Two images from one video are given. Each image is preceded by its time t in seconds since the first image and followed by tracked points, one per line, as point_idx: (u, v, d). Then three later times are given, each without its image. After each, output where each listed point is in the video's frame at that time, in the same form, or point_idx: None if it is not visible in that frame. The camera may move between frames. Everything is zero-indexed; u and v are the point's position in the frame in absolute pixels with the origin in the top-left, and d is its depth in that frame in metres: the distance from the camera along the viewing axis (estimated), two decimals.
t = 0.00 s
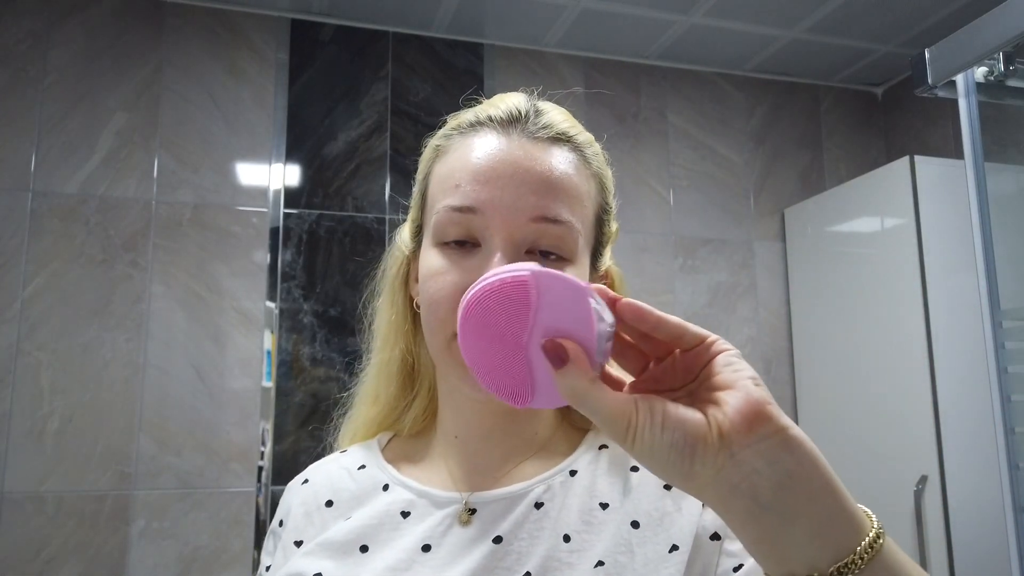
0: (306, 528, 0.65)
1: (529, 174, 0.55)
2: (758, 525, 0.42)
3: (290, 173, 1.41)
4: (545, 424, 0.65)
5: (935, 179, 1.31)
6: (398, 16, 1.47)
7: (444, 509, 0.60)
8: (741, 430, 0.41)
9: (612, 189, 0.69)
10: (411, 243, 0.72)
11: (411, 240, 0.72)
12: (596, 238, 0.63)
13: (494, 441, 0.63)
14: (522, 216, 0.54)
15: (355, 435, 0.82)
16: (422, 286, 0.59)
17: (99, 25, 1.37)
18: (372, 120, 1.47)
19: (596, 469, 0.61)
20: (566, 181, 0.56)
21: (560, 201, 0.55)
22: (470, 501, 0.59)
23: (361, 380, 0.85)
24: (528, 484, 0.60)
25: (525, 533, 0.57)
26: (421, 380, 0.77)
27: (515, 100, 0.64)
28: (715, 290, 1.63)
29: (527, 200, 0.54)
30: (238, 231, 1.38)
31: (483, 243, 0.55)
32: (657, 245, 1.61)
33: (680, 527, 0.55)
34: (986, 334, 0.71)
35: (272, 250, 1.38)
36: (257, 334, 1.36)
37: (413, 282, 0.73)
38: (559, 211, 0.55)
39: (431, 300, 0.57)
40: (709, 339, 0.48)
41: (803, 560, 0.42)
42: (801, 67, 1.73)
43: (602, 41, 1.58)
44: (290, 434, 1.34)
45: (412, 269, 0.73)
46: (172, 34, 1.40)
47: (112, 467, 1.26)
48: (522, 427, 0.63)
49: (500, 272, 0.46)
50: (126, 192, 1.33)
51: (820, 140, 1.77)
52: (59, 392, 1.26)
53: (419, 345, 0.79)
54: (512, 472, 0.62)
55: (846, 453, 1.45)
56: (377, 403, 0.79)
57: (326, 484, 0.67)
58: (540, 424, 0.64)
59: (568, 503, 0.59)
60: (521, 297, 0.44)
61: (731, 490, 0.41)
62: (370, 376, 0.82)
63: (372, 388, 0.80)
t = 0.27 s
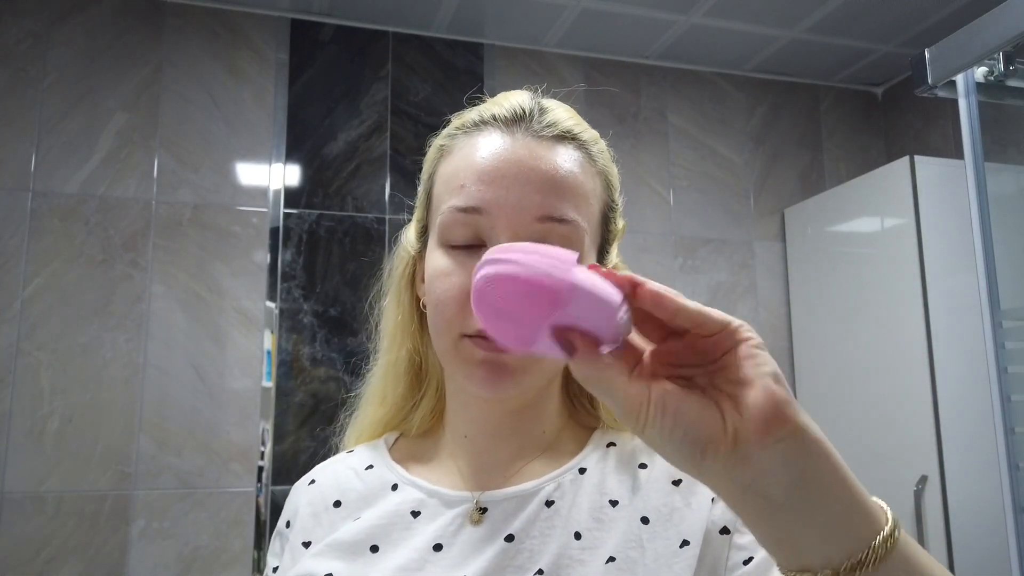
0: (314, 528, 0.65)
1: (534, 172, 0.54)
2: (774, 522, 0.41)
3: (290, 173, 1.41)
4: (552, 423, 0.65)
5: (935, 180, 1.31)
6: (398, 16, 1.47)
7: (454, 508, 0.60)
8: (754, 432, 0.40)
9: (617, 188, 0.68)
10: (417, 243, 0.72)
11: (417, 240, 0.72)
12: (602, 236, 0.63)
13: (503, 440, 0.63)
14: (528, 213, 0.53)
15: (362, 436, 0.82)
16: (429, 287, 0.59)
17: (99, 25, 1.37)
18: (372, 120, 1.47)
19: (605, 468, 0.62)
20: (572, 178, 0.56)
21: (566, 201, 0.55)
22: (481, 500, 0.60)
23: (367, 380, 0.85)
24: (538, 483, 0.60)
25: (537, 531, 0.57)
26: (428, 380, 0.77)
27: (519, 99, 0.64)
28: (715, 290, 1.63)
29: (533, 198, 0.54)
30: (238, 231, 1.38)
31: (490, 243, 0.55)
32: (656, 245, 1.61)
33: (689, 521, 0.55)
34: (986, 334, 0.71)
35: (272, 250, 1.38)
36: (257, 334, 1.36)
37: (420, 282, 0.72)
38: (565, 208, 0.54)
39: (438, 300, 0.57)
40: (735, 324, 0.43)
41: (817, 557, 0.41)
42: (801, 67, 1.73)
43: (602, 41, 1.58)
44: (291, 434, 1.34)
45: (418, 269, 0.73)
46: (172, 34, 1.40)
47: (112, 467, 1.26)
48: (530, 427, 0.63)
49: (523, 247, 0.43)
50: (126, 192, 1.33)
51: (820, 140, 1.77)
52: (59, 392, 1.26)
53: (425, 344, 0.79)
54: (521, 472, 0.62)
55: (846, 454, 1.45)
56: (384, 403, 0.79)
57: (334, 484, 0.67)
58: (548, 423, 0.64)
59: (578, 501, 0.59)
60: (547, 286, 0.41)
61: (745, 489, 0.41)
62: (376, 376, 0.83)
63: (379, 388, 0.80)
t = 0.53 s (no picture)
0: (321, 527, 0.65)
1: (539, 178, 0.54)
2: None
3: (290, 173, 1.41)
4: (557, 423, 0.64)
5: (936, 180, 1.31)
6: (398, 16, 1.47)
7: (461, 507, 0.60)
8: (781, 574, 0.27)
9: (625, 189, 0.68)
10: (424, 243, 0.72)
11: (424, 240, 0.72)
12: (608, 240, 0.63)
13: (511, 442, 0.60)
14: (531, 219, 0.54)
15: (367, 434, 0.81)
16: (433, 289, 0.60)
17: (99, 25, 1.37)
18: (372, 120, 1.47)
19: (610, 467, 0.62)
20: (576, 184, 0.56)
21: (568, 205, 0.55)
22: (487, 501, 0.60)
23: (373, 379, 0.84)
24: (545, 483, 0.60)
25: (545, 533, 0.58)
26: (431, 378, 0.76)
27: (527, 100, 0.64)
28: (715, 290, 1.63)
29: (537, 204, 0.54)
30: (238, 231, 1.38)
31: (493, 248, 0.55)
32: (656, 245, 1.61)
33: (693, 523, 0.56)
34: (986, 334, 0.71)
35: (272, 250, 1.38)
36: (257, 334, 1.36)
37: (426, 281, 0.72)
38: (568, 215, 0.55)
39: (442, 303, 0.57)
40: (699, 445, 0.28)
41: None
42: (801, 67, 1.73)
43: (602, 41, 1.58)
44: (290, 434, 1.34)
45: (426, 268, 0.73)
46: (172, 34, 1.40)
47: (111, 467, 1.26)
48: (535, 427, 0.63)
49: (474, 373, 0.35)
50: (126, 192, 1.33)
51: (820, 141, 1.77)
52: (59, 392, 1.26)
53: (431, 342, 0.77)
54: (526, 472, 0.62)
55: (847, 454, 1.45)
56: (391, 401, 0.79)
57: (341, 483, 0.67)
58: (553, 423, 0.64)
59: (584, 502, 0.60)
60: (510, 420, 0.32)
61: None
62: (382, 374, 0.82)
63: (385, 385, 0.80)
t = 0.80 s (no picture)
0: (334, 514, 0.63)
1: (552, 188, 0.56)
2: None
3: (290, 173, 1.41)
4: (570, 424, 0.66)
5: (936, 180, 1.31)
6: (398, 16, 1.47)
7: (479, 503, 0.60)
8: None
9: (646, 193, 0.68)
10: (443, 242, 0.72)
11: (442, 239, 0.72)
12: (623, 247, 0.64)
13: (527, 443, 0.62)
14: (542, 229, 0.56)
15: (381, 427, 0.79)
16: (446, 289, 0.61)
17: (99, 25, 1.37)
18: (372, 120, 1.47)
19: (625, 469, 0.63)
20: (589, 195, 0.58)
21: (579, 213, 0.57)
22: (505, 499, 0.60)
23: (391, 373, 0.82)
24: (561, 483, 0.61)
25: (564, 533, 0.58)
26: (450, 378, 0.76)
27: (548, 102, 0.64)
28: (715, 290, 1.63)
29: (548, 214, 0.56)
30: (238, 232, 1.38)
31: (505, 253, 0.57)
32: (656, 245, 1.61)
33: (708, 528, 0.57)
34: (986, 334, 0.71)
35: (272, 250, 1.38)
36: (257, 334, 1.36)
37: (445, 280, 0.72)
38: (578, 226, 0.57)
39: (453, 304, 0.59)
40: None
41: None
42: (801, 67, 1.73)
43: (602, 41, 1.58)
44: (290, 434, 1.34)
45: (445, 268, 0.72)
46: (172, 34, 1.40)
47: (111, 467, 1.26)
48: (549, 428, 0.64)
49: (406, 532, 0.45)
50: (126, 192, 1.33)
51: (819, 141, 1.77)
52: (59, 392, 1.26)
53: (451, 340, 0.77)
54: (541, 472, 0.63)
55: (846, 453, 1.45)
56: (410, 395, 0.77)
57: (358, 473, 0.66)
58: (567, 425, 0.65)
59: (600, 501, 0.60)
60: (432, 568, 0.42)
61: None
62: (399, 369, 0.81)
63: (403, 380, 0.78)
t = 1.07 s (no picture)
0: (346, 502, 0.62)
1: (572, 191, 0.56)
2: None
3: (290, 173, 1.41)
4: (582, 426, 0.66)
5: (936, 179, 1.31)
6: (398, 16, 1.47)
7: (493, 502, 0.60)
8: None
9: (668, 201, 0.68)
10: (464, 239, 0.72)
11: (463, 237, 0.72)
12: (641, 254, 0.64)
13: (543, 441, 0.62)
14: (558, 232, 0.56)
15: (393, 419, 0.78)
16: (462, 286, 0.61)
17: (99, 25, 1.37)
18: (372, 120, 1.47)
19: (637, 473, 0.63)
20: (609, 201, 0.58)
21: (596, 219, 0.57)
22: (519, 499, 0.60)
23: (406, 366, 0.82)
24: (574, 485, 0.61)
25: (577, 534, 0.58)
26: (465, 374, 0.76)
27: (575, 105, 0.64)
28: (715, 290, 1.63)
29: (566, 218, 0.56)
30: (238, 232, 1.38)
31: (521, 254, 0.58)
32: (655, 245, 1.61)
33: (717, 534, 0.57)
34: (986, 334, 0.71)
35: (272, 250, 1.38)
36: (257, 334, 1.36)
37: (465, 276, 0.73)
38: (594, 231, 0.57)
39: (468, 301, 0.59)
40: None
41: None
42: (800, 67, 1.73)
43: (602, 41, 1.58)
44: (291, 433, 1.34)
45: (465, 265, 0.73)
46: (171, 34, 1.40)
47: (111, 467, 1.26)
48: (563, 431, 0.65)
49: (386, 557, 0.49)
50: (126, 192, 1.33)
51: (819, 140, 1.77)
52: (59, 392, 1.26)
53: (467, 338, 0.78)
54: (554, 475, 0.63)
55: (846, 453, 1.45)
56: (428, 389, 0.76)
57: (371, 463, 0.65)
58: (579, 427, 0.66)
59: (612, 503, 0.60)
60: None
61: None
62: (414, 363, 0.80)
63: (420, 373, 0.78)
